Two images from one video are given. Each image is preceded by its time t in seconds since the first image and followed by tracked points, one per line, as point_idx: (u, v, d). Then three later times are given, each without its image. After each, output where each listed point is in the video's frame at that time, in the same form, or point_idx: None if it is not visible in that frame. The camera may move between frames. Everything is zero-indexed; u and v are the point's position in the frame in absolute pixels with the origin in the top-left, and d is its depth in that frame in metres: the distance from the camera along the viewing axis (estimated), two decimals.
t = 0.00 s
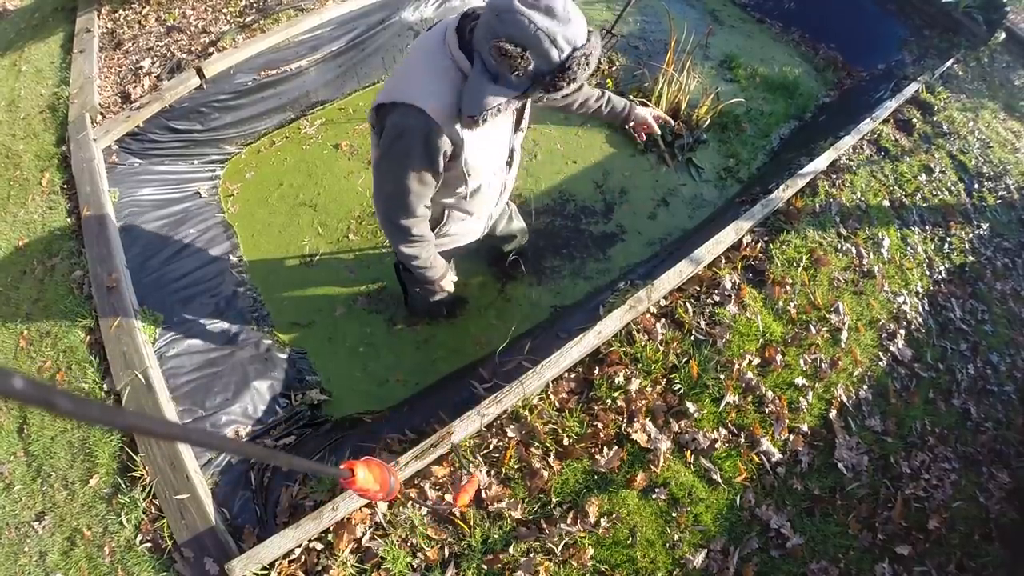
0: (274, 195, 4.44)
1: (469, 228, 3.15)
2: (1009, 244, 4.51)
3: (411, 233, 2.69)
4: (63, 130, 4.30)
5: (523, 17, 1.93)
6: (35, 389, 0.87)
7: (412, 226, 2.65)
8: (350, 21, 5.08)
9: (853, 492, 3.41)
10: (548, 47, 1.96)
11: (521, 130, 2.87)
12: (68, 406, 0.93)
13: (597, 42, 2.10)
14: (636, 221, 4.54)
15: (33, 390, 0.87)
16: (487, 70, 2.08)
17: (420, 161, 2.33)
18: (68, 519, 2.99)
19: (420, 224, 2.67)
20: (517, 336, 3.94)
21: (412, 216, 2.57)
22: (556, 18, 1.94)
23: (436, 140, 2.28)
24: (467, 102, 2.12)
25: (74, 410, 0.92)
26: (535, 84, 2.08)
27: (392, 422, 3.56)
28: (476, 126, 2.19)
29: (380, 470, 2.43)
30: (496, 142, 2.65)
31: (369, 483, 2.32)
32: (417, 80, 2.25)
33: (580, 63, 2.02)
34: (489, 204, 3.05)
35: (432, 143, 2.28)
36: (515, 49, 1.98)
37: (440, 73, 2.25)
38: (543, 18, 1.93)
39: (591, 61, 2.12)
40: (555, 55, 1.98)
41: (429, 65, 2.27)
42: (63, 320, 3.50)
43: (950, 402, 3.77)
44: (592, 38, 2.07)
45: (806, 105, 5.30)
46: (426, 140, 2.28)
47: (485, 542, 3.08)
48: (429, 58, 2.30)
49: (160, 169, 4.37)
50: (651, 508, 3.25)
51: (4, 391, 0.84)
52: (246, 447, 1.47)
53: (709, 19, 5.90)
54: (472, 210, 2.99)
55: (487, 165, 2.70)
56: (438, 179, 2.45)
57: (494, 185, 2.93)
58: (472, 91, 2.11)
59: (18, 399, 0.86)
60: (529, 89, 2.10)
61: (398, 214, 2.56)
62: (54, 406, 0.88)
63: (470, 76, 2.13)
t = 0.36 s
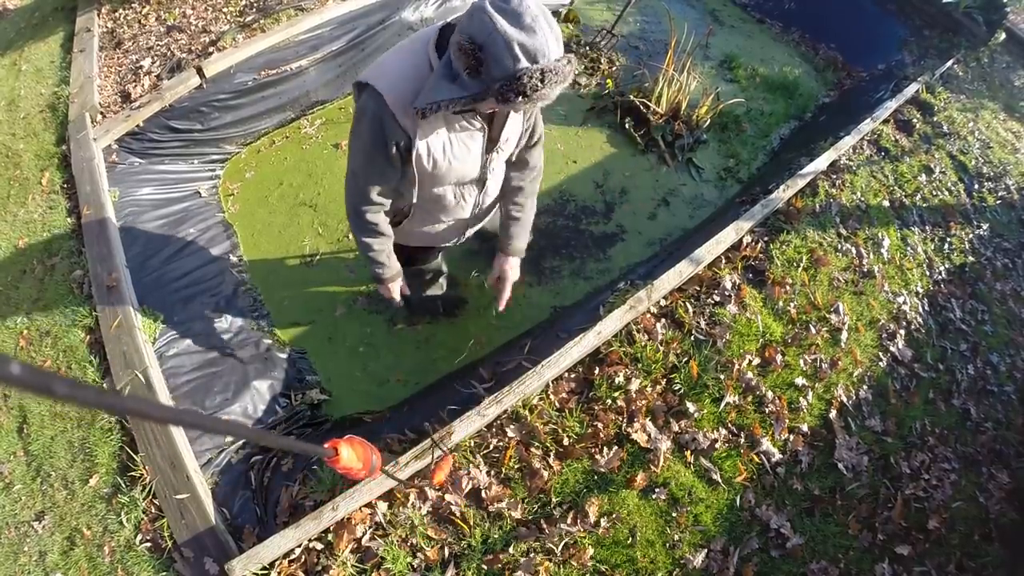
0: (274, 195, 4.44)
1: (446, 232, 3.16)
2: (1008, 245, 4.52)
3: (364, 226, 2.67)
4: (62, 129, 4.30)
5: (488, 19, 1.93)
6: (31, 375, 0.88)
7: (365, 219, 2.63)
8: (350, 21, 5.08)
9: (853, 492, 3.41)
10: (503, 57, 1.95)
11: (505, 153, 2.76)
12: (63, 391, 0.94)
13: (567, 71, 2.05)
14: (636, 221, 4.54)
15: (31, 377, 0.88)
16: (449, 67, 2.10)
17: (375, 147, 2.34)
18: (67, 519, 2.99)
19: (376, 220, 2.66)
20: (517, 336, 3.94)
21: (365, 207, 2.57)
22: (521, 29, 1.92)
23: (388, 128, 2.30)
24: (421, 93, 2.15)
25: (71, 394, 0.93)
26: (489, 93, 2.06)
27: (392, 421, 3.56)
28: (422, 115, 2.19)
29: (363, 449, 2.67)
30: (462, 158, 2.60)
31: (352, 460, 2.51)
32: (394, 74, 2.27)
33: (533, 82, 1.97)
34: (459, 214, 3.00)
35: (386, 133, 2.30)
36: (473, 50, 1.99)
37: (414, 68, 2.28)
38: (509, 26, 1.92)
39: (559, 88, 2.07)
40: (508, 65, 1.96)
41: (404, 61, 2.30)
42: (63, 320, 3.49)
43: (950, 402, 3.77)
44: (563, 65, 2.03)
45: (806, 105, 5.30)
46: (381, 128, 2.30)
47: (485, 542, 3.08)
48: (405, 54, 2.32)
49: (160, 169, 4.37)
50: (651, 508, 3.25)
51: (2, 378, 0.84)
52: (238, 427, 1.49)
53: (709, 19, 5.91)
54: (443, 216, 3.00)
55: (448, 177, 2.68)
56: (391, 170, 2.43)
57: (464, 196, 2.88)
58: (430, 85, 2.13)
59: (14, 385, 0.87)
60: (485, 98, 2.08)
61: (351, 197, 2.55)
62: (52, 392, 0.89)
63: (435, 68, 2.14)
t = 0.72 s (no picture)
0: (274, 195, 4.44)
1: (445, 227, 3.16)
2: (1009, 245, 4.52)
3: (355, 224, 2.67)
4: (62, 129, 4.30)
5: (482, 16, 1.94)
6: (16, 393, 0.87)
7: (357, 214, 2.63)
8: (350, 21, 5.08)
9: (853, 492, 3.41)
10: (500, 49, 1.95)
11: (505, 144, 2.77)
12: (48, 409, 0.93)
13: (565, 53, 2.05)
14: (636, 220, 4.54)
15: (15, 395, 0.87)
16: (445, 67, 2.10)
17: (369, 135, 2.37)
18: (67, 519, 2.99)
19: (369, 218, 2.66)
20: (517, 336, 3.94)
21: (357, 202, 2.57)
22: (513, 22, 1.93)
23: (381, 115, 2.31)
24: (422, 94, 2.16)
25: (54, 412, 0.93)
26: (489, 87, 2.06)
27: (392, 421, 3.56)
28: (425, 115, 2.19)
29: (343, 478, 2.50)
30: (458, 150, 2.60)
31: (332, 490, 2.38)
32: (392, 76, 2.28)
33: (534, 69, 1.97)
34: (458, 207, 3.00)
35: (380, 121, 2.32)
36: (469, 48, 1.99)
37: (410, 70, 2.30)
38: (500, 21, 1.94)
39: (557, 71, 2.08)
40: (506, 57, 1.96)
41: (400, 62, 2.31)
42: (63, 320, 3.49)
43: (950, 402, 3.77)
44: (559, 48, 2.03)
45: (806, 105, 5.30)
46: (375, 117, 2.33)
47: (485, 542, 3.08)
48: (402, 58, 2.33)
49: (160, 169, 4.37)
50: (651, 508, 3.25)
51: None
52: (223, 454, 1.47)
53: (709, 19, 5.90)
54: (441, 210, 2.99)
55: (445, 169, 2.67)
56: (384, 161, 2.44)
57: (463, 189, 2.87)
58: (430, 87, 2.14)
59: None
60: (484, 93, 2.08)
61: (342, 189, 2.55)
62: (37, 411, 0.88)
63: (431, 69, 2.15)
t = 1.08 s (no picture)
0: (274, 195, 4.44)
1: (471, 218, 3.07)
2: (1008, 245, 4.52)
3: (370, 254, 2.48)
4: (63, 130, 4.30)
5: (521, 17, 1.95)
6: (33, 378, 0.89)
7: (377, 242, 2.45)
8: (350, 21, 5.09)
9: (853, 492, 3.41)
10: (549, 37, 1.98)
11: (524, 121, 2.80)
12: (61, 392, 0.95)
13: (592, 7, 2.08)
14: (636, 221, 4.54)
15: (37, 381, 0.90)
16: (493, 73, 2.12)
17: (416, 155, 2.26)
18: (67, 519, 2.99)
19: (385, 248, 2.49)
20: (517, 336, 3.94)
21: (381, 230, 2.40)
22: (547, 7, 1.94)
23: (434, 134, 2.24)
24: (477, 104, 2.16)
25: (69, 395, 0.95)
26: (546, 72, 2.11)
27: (392, 421, 3.56)
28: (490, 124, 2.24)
29: (375, 447, 2.83)
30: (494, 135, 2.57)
31: (363, 460, 2.73)
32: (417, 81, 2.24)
33: (584, 36, 2.01)
34: (490, 193, 2.97)
35: (432, 140, 2.25)
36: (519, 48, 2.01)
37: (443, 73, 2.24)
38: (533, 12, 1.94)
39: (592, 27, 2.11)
40: (558, 41, 2.00)
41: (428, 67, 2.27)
42: (63, 320, 3.50)
43: (950, 402, 3.77)
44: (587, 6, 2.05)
45: (806, 105, 5.31)
46: (425, 135, 2.24)
47: (485, 542, 3.08)
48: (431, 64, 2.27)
49: (160, 169, 4.37)
50: (651, 508, 3.25)
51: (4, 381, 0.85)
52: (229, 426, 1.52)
53: (709, 19, 5.91)
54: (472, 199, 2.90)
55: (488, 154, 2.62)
56: (426, 186, 2.35)
57: (496, 174, 2.84)
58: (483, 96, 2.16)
59: (16, 387, 0.88)
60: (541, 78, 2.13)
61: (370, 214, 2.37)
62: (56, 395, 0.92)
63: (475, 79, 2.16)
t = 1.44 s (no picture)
0: (274, 195, 4.44)
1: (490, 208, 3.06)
2: (1009, 244, 4.51)
3: (442, 246, 2.75)
4: (62, 129, 4.30)
5: (551, 15, 2.01)
6: (48, 366, 0.86)
7: (447, 238, 2.70)
8: (349, 20, 5.09)
9: (853, 492, 3.41)
10: (577, 23, 2.07)
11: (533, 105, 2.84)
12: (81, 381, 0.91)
13: None
14: (636, 220, 4.54)
15: (51, 368, 0.86)
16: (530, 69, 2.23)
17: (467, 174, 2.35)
18: (67, 519, 2.99)
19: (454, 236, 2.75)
20: (517, 335, 3.94)
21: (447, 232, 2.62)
22: None
23: (482, 152, 2.30)
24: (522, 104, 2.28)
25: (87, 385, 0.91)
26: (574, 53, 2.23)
27: (392, 421, 3.56)
28: (541, 119, 2.39)
29: (396, 438, 2.59)
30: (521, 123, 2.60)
31: (385, 450, 2.41)
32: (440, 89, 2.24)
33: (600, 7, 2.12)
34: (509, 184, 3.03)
35: (480, 157, 2.32)
36: (555, 42, 2.11)
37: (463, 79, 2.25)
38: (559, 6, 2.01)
39: None
40: (585, 22, 2.10)
41: (447, 74, 2.26)
42: (63, 320, 3.49)
43: (950, 402, 3.77)
44: None
45: (806, 104, 5.30)
46: (472, 155, 2.30)
47: (485, 542, 3.08)
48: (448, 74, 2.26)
49: (159, 168, 4.36)
50: (651, 508, 3.25)
51: (19, 367, 0.82)
52: (263, 418, 1.48)
53: (709, 18, 5.90)
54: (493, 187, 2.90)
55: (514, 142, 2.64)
56: (480, 189, 2.47)
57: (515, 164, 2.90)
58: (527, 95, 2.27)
59: (32, 376, 0.84)
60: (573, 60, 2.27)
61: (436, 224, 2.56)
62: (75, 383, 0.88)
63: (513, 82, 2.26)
